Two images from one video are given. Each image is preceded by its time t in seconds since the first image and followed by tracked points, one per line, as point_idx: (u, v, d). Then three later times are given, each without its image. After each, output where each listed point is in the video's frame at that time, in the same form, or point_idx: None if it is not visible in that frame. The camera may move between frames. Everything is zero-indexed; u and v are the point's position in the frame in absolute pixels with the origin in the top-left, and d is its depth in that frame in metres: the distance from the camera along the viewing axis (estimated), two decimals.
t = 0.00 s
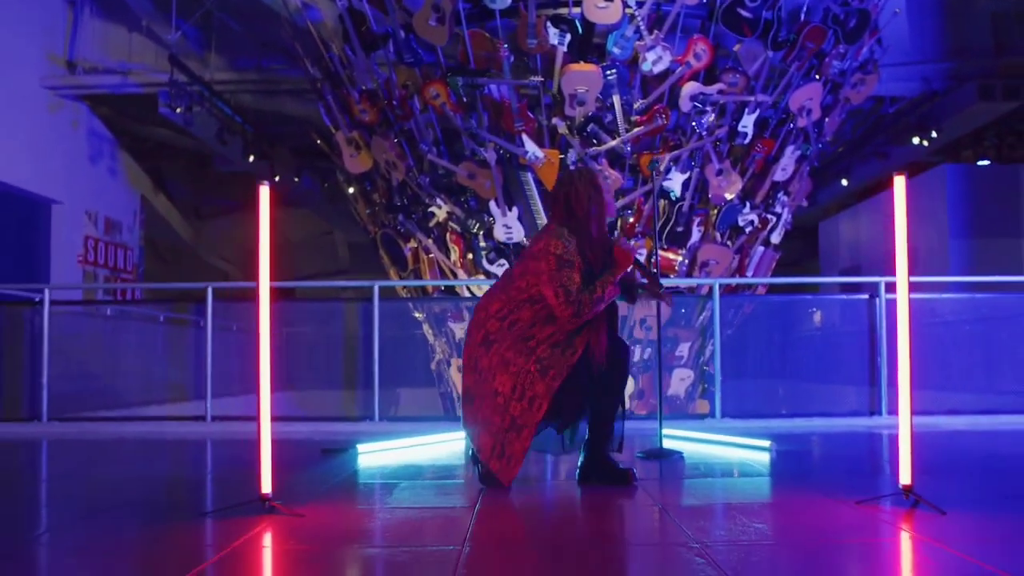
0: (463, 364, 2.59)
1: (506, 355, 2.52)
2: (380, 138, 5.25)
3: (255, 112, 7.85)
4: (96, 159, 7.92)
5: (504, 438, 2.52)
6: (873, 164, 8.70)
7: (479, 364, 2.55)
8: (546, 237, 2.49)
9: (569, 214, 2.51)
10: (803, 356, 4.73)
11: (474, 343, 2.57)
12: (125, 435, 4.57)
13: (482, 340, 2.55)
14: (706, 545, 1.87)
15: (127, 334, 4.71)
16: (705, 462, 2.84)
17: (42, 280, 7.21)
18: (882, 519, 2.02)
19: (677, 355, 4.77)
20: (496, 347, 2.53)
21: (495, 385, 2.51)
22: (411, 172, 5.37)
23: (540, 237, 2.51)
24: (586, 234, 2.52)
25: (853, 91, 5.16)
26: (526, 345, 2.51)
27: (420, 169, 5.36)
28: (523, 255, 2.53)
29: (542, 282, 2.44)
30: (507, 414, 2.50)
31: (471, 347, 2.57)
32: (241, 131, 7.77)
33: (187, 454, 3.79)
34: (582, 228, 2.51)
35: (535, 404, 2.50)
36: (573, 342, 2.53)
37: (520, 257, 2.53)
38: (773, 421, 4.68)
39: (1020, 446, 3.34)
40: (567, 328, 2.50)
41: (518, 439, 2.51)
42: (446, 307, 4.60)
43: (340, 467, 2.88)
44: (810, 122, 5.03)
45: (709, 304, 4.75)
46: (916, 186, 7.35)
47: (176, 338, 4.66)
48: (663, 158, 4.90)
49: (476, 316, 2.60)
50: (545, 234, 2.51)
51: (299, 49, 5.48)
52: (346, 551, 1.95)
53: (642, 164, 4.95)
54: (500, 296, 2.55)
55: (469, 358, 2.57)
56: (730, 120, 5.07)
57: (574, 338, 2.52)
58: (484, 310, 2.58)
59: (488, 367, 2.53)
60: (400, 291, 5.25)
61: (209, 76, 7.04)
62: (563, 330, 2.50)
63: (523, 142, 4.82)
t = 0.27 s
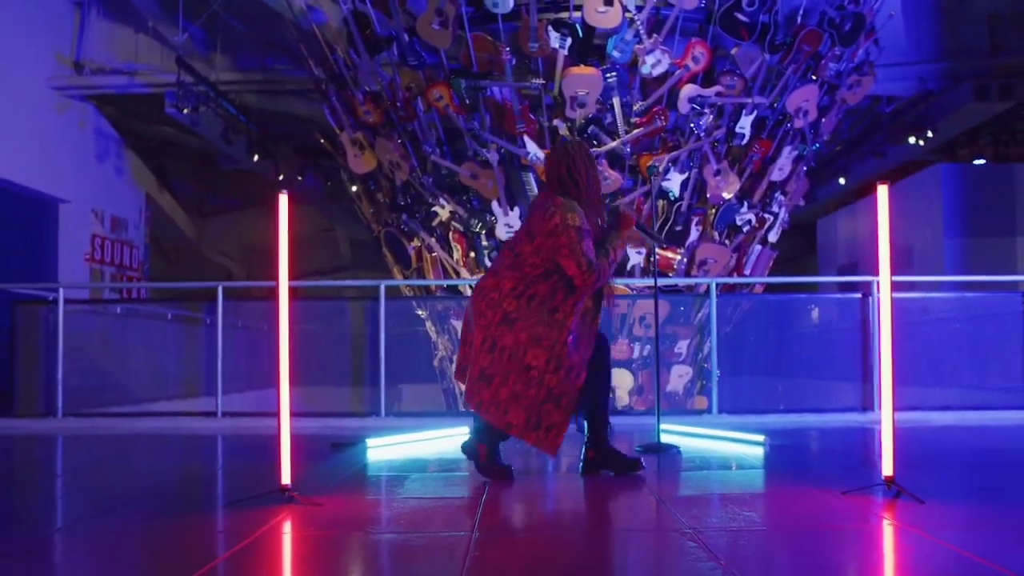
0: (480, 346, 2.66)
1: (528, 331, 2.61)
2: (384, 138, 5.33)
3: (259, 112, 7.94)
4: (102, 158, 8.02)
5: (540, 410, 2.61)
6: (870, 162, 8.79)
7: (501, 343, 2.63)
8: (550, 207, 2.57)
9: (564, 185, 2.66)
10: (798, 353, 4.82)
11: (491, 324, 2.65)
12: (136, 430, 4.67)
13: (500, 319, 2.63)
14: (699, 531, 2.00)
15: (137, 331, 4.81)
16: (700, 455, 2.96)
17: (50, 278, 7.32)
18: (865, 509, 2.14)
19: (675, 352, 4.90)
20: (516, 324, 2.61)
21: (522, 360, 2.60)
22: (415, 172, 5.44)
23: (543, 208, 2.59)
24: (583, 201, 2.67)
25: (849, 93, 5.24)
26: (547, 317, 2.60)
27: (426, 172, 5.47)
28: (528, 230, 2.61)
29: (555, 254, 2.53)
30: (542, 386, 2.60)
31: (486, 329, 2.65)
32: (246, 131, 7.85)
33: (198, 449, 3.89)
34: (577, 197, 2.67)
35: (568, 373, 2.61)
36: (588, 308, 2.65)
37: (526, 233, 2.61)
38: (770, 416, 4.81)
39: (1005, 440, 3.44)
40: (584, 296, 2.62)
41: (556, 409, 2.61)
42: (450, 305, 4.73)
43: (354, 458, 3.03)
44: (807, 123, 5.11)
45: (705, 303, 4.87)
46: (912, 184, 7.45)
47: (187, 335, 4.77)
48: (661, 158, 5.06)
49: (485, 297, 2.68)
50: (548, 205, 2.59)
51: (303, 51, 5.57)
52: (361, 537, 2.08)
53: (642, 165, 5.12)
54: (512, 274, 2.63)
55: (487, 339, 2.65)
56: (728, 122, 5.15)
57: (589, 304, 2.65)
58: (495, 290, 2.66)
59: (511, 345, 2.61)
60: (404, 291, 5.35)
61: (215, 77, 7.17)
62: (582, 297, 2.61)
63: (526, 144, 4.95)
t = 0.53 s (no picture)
0: (492, 317, 2.82)
1: (538, 296, 2.83)
2: (388, 139, 5.43)
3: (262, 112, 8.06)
4: (108, 157, 8.13)
5: (556, 368, 2.88)
6: (866, 161, 8.90)
7: (514, 311, 2.82)
8: (546, 177, 2.80)
9: (553, 156, 2.86)
10: (791, 351, 4.95)
11: (500, 294, 2.82)
12: (145, 425, 4.77)
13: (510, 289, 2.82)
14: (691, 518, 2.12)
15: (145, 329, 4.91)
16: (694, 448, 3.07)
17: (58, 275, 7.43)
18: (847, 498, 2.27)
19: (673, 349, 4.97)
20: (526, 291, 2.82)
21: (536, 324, 2.82)
22: (418, 172, 5.55)
23: (537, 178, 2.81)
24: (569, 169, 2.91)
25: (844, 94, 5.35)
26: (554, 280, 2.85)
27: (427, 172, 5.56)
28: (526, 200, 2.81)
29: (559, 221, 2.77)
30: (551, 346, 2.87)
31: (497, 300, 2.82)
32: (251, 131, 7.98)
33: (208, 443, 4.00)
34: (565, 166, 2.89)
35: (569, 329, 2.91)
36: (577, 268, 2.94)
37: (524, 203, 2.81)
38: (764, 411, 4.95)
39: (989, 435, 3.57)
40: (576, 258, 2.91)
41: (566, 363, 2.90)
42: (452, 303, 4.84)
43: (358, 454, 3.10)
44: (802, 125, 5.19)
45: (702, 304, 4.98)
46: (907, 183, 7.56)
47: (198, 333, 4.88)
48: (658, 160, 5.13)
49: (488, 269, 2.84)
50: (543, 176, 2.81)
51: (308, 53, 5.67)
52: (373, 522, 2.23)
53: (640, 164, 5.15)
54: (514, 244, 2.84)
55: (498, 310, 2.82)
56: (725, 124, 5.22)
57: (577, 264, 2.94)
58: (499, 261, 2.84)
59: (524, 312, 2.81)
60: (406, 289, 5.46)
61: (220, 77, 7.17)
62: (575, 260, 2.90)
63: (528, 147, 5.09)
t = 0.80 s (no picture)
0: (516, 327, 2.89)
1: (554, 298, 2.95)
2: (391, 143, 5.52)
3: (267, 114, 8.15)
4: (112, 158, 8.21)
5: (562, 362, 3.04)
6: (863, 161, 8.98)
7: (534, 317, 2.91)
8: (557, 183, 2.89)
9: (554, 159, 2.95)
10: (785, 348, 5.05)
11: (522, 303, 2.90)
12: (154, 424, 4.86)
13: (529, 297, 2.91)
14: (686, 511, 2.23)
15: (153, 329, 4.99)
16: (691, 446, 3.17)
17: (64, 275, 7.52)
18: (835, 494, 2.37)
19: (672, 348, 5.05)
20: (544, 297, 2.93)
21: (553, 326, 2.95)
22: (420, 174, 5.67)
23: (548, 182, 2.89)
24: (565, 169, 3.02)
25: (840, 98, 5.42)
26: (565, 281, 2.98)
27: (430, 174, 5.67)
28: (539, 206, 2.89)
29: (574, 229, 2.89)
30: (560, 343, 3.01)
31: (521, 309, 2.89)
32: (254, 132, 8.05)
33: (216, 441, 4.10)
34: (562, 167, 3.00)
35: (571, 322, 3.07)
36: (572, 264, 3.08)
37: (538, 210, 2.89)
38: (760, 408, 5.06)
39: (977, 433, 3.67)
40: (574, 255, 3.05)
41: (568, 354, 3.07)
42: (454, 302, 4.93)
43: (365, 453, 3.19)
44: (798, 128, 5.29)
45: (698, 304, 5.08)
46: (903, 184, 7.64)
47: (207, 334, 4.97)
48: (658, 162, 5.21)
49: (508, 279, 2.90)
50: (550, 181, 2.89)
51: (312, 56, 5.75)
52: (385, 516, 2.32)
53: (639, 168, 5.26)
54: (529, 251, 2.91)
55: (521, 318, 2.89)
56: (721, 126, 5.35)
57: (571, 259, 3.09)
58: (514, 269, 2.90)
59: (544, 318, 2.93)
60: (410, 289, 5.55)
61: (224, 79, 7.26)
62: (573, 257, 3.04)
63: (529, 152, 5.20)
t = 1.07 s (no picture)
0: (549, 330, 3.03)
1: (575, 297, 3.11)
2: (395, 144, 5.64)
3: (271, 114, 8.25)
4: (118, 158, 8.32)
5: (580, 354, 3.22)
6: (861, 160, 9.08)
7: (562, 319, 3.06)
8: (569, 189, 3.00)
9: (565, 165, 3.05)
10: (781, 346, 5.16)
11: (553, 308, 3.04)
12: (166, 422, 4.98)
13: (558, 302, 3.05)
14: (683, 506, 2.33)
15: (165, 328, 5.10)
16: (688, 444, 3.27)
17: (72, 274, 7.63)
18: (824, 490, 2.48)
19: (671, 346, 5.20)
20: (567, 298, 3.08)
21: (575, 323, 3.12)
22: (425, 175, 5.74)
23: (561, 190, 2.99)
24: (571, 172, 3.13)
25: (837, 100, 5.51)
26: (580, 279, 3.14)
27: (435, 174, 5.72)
28: (555, 213, 2.99)
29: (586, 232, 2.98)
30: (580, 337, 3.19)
31: (552, 313, 3.03)
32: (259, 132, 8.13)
33: (226, 438, 4.21)
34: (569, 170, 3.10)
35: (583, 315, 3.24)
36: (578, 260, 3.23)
37: (555, 217, 2.99)
38: (757, 406, 5.17)
39: (966, 431, 3.78)
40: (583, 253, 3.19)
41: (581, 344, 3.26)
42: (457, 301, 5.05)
43: (375, 450, 3.30)
44: (796, 130, 5.37)
45: (696, 305, 5.19)
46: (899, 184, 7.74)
47: (218, 332, 5.08)
48: (658, 164, 5.32)
49: (537, 285, 3.02)
50: (565, 188, 3.00)
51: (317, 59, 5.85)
52: (398, 511, 2.43)
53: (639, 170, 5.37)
54: (554, 256, 3.03)
55: (552, 323, 3.03)
56: (721, 129, 5.44)
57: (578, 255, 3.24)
58: (541, 276, 3.02)
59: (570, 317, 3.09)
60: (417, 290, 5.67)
61: (229, 81, 7.37)
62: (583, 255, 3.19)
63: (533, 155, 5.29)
